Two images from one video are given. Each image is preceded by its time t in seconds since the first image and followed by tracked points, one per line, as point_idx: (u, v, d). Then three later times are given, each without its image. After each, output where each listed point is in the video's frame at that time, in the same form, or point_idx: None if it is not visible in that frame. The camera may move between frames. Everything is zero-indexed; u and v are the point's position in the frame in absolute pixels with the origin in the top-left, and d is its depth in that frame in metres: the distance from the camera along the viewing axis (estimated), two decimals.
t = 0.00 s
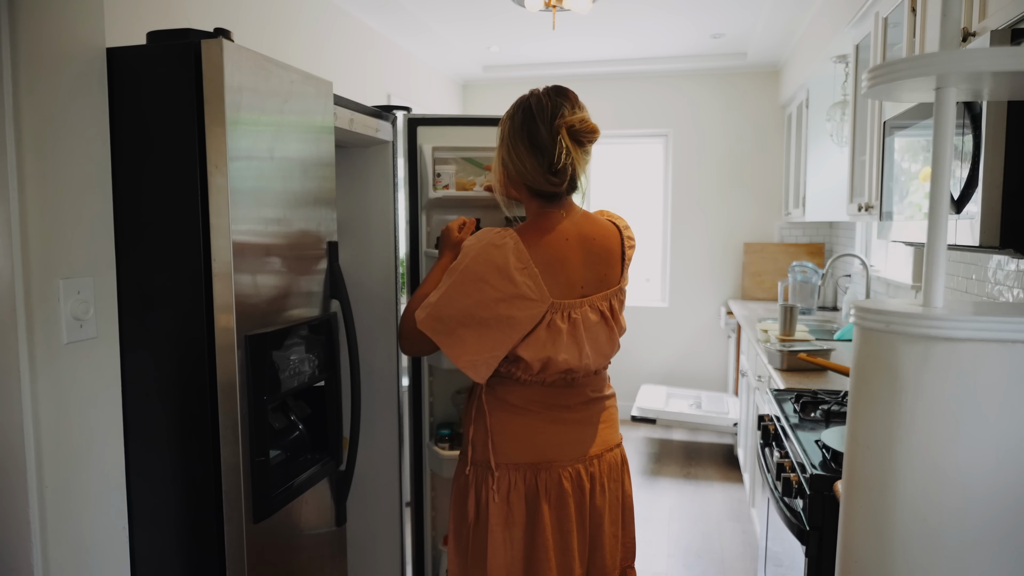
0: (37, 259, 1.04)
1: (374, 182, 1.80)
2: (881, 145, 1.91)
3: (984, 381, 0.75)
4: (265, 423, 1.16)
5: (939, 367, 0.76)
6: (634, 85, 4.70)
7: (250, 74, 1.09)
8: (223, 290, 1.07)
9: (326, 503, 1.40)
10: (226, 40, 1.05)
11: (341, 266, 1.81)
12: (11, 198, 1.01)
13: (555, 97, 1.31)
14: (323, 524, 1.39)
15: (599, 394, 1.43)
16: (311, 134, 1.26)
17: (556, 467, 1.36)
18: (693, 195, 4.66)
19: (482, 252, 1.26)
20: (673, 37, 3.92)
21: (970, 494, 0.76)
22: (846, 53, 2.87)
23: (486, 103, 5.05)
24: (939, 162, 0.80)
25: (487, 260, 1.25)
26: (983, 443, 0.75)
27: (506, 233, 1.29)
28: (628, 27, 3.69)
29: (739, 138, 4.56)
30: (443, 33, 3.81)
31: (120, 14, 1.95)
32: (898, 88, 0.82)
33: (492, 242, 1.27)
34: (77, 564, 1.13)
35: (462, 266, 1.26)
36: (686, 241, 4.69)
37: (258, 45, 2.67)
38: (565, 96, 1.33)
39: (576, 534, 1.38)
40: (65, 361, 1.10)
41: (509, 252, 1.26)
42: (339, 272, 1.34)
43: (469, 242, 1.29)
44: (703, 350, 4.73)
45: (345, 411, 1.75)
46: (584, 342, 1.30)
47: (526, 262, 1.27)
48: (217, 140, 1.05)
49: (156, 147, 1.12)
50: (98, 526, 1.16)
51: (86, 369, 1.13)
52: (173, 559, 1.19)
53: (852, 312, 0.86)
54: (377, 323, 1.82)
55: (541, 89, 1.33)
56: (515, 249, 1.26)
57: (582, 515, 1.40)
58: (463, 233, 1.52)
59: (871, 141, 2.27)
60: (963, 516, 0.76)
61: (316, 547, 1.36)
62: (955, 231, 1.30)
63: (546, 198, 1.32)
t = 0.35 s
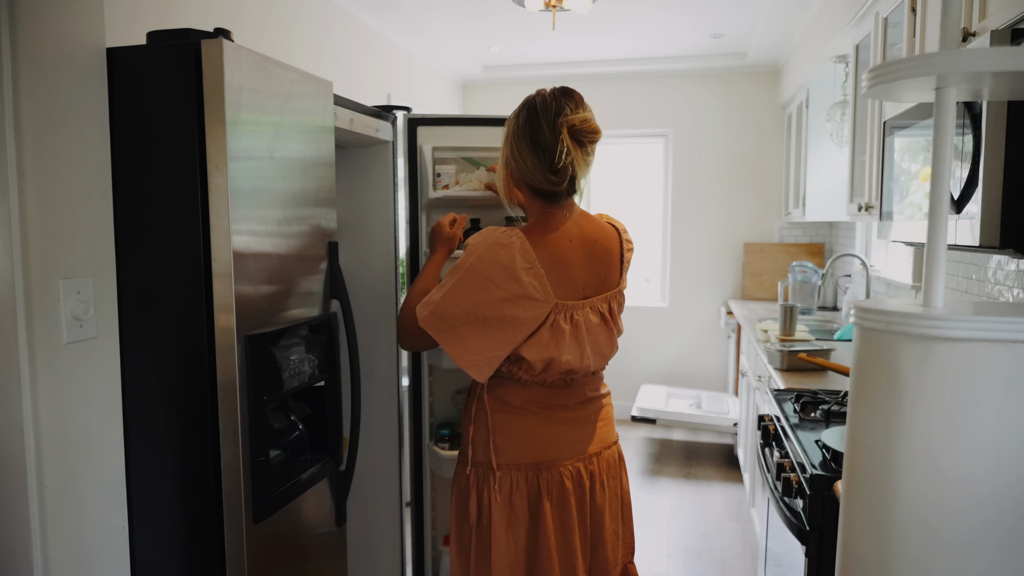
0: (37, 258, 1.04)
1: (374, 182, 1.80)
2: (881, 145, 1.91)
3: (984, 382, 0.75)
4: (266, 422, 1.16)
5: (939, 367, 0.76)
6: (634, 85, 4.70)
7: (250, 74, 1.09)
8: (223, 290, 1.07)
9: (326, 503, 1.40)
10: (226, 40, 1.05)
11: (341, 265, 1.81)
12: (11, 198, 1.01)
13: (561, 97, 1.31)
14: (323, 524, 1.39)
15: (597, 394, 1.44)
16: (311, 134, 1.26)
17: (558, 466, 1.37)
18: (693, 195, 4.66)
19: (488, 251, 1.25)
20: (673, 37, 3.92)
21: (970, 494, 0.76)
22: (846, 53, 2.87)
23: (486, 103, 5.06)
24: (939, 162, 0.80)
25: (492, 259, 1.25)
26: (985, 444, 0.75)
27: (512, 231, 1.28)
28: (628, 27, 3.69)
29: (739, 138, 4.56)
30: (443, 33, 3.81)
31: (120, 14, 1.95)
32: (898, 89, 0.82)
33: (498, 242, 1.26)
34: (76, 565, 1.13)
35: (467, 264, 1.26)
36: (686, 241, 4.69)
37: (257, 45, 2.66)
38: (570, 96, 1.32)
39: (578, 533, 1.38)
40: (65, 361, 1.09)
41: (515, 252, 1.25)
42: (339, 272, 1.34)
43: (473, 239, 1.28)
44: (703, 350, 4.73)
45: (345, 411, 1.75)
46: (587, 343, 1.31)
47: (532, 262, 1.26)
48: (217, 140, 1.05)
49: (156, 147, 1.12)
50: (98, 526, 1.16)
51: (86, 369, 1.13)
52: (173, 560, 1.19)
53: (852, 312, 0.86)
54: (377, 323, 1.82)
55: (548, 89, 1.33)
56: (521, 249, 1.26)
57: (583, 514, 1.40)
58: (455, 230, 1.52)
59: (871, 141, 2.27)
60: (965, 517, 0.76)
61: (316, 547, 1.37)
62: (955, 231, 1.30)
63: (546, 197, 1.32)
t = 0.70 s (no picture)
0: (37, 258, 1.04)
1: (374, 182, 1.80)
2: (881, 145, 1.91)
3: (984, 380, 0.75)
4: (266, 422, 1.16)
5: (939, 366, 0.76)
6: (634, 85, 4.70)
7: (250, 74, 1.09)
8: (223, 290, 1.07)
9: (326, 503, 1.40)
10: (226, 40, 1.05)
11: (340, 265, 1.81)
12: (11, 198, 1.00)
13: (568, 97, 1.31)
14: (323, 524, 1.39)
15: (599, 396, 1.43)
16: (311, 134, 1.26)
17: (554, 466, 1.37)
18: (693, 195, 4.66)
19: (484, 242, 1.28)
20: (673, 37, 3.91)
21: (970, 494, 0.76)
22: (846, 53, 2.86)
23: (485, 104, 5.06)
24: (939, 162, 0.80)
25: (486, 253, 1.27)
26: (983, 444, 0.75)
27: (506, 225, 1.31)
28: (628, 27, 3.69)
29: (739, 138, 4.56)
30: (443, 33, 3.81)
31: (120, 14, 1.95)
32: (898, 89, 0.82)
33: (495, 235, 1.29)
34: (76, 565, 1.13)
35: (461, 256, 1.29)
36: (686, 241, 4.69)
37: (257, 45, 2.66)
38: (577, 96, 1.32)
39: (575, 534, 1.38)
40: (65, 361, 1.09)
41: (507, 246, 1.28)
42: (339, 272, 1.34)
43: (473, 231, 1.32)
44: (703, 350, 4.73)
45: (345, 411, 1.76)
46: (580, 342, 1.32)
47: (524, 257, 1.29)
48: (217, 140, 1.05)
49: (156, 147, 1.12)
50: (98, 526, 1.16)
51: (86, 369, 1.13)
52: (173, 559, 1.19)
53: (852, 312, 0.86)
54: (377, 323, 1.82)
55: (554, 89, 1.33)
56: (513, 244, 1.29)
57: (581, 515, 1.40)
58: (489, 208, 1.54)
59: (871, 140, 2.27)
60: (963, 517, 0.76)
61: (316, 547, 1.37)
62: (955, 231, 1.30)
63: (557, 197, 1.33)
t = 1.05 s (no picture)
0: (38, 258, 1.04)
1: (373, 182, 1.80)
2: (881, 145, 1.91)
3: (985, 380, 0.74)
4: (266, 422, 1.16)
5: (939, 366, 0.76)
6: (634, 85, 4.70)
7: (250, 74, 1.09)
8: (223, 290, 1.07)
9: (326, 503, 1.40)
10: (226, 40, 1.05)
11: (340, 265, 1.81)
12: (11, 198, 1.00)
13: (585, 100, 1.31)
14: (323, 524, 1.39)
15: (604, 395, 1.43)
16: (311, 134, 1.26)
17: (551, 461, 1.38)
18: (693, 195, 4.66)
19: (496, 228, 1.33)
20: (673, 37, 3.91)
21: (970, 494, 0.76)
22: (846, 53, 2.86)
23: (485, 104, 5.06)
24: (939, 162, 0.80)
25: (491, 242, 1.32)
26: (982, 443, 0.75)
27: (519, 218, 1.34)
28: (628, 27, 3.69)
29: (738, 138, 4.56)
30: (443, 33, 3.81)
31: (119, 14, 1.95)
32: (898, 88, 0.82)
33: (507, 224, 1.33)
34: (76, 565, 1.12)
35: (469, 240, 1.36)
36: (686, 241, 4.69)
37: (257, 45, 2.66)
38: (594, 99, 1.32)
39: (569, 529, 1.39)
40: (64, 361, 1.09)
41: (513, 237, 1.32)
42: (339, 272, 1.34)
43: (490, 216, 1.37)
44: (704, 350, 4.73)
45: (345, 411, 1.76)
46: (576, 336, 1.34)
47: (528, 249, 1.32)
48: (217, 140, 1.05)
49: (156, 147, 1.12)
50: (98, 526, 1.16)
51: (85, 369, 1.12)
52: (173, 559, 1.19)
53: (852, 312, 0.86)
54: (377, 322, 1.82)
55: (571, 91, 1.33)
56: (521, 236, 1.32)
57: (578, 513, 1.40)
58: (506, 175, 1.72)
59: (871, 140, 2.27)
60: (963, 516, 0.77)
61: (316, 547, 1.36)
62: (955, 231, 1.30)
63: (572, 199, 1.33)
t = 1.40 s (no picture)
0: (38, 258, 1.04)
1: (374, 182, 1.80)
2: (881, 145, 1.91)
3: (984, 381, 0.74)
4: (266, 422, 1.16)
5: (939, 366, 0.76)
6: (634, 85, 4.70)
7: (249, 74, 1.09)
8: (223, 290, 1.07)
9: (326, 503, 1.40)
10: (226, 40, 1.05)
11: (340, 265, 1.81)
12: (11, 199, 1.00)
13: (600, 103, 1.31)
14: (323, 524, 1.39)
15: (619, 390, 1.43)
16: (311, 135, 1.26)
17: (567, 456, 1.38)
18: (693, 196, 4.66)
19: (515, 221, 1.33)
20: (673, 37, 3.91)
21: (969, 494, 0.76)
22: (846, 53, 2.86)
23: (485, 104, 5.06)
24: (939, 162, 0.80)
25: (508, 236, 1.33)
26: (982, 444, 0.75)
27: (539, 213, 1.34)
28: (628, 27, 3.69)
29: (739, 138, 4.56)
30: (443, 33, 3.81)
31: (120, 14, 1.95)
32: (898, 88, 0.82)
33: (525, 219, 1.33)
34: (76, 565, 1.12)
35: (485, 232, 1.36)
36: (686, 241, 4.69)
37: (257, 45, 2.66)
38: (607, 101, 1.32)
39: (584, 524, 1.39)
40: (64, 361, 1.09)
41: (532, 232, 1.32)
42: (339, 272, 1.34)
43: (510, 209, 1.36)
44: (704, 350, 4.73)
45: (345, 411, 1.76)
46: (592, 331, 1.36)
47: (545, 244, 1.32)
48: (217, 140, 1.05)
49: (156, 147, 1.12)
50: (98, 526, 1.16)
51: (85, 369, 1.12)
52: (174, 559, 1.19)
53: (852, 312, 0.86)
54: (377, 322, 1.82)
55: (585, 94, 1.33)
56: (540, 231, 1.32)
57: (593, 508, 1.40)
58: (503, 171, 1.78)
59: (871, 140, 2.27)
60: (961, 518, 0.77)
61: (316, 546, 1.36)
62: (955, 231, 1.30)
63: (583, 200, 1.34)
